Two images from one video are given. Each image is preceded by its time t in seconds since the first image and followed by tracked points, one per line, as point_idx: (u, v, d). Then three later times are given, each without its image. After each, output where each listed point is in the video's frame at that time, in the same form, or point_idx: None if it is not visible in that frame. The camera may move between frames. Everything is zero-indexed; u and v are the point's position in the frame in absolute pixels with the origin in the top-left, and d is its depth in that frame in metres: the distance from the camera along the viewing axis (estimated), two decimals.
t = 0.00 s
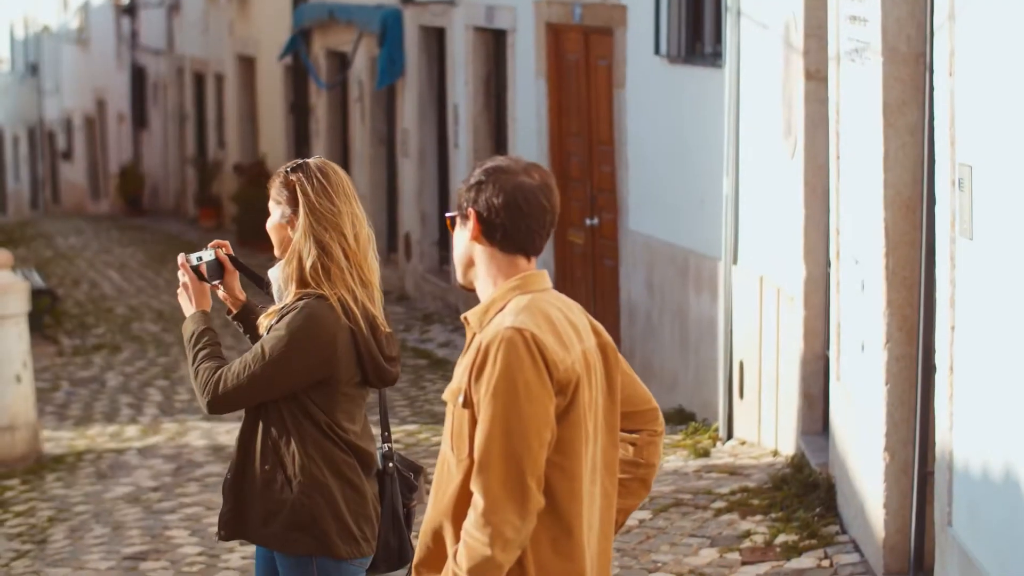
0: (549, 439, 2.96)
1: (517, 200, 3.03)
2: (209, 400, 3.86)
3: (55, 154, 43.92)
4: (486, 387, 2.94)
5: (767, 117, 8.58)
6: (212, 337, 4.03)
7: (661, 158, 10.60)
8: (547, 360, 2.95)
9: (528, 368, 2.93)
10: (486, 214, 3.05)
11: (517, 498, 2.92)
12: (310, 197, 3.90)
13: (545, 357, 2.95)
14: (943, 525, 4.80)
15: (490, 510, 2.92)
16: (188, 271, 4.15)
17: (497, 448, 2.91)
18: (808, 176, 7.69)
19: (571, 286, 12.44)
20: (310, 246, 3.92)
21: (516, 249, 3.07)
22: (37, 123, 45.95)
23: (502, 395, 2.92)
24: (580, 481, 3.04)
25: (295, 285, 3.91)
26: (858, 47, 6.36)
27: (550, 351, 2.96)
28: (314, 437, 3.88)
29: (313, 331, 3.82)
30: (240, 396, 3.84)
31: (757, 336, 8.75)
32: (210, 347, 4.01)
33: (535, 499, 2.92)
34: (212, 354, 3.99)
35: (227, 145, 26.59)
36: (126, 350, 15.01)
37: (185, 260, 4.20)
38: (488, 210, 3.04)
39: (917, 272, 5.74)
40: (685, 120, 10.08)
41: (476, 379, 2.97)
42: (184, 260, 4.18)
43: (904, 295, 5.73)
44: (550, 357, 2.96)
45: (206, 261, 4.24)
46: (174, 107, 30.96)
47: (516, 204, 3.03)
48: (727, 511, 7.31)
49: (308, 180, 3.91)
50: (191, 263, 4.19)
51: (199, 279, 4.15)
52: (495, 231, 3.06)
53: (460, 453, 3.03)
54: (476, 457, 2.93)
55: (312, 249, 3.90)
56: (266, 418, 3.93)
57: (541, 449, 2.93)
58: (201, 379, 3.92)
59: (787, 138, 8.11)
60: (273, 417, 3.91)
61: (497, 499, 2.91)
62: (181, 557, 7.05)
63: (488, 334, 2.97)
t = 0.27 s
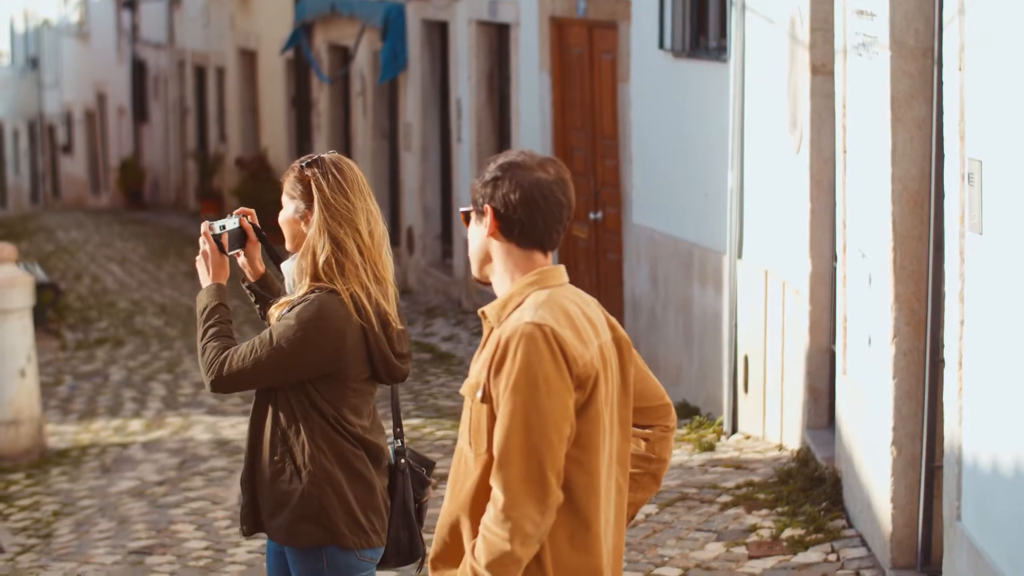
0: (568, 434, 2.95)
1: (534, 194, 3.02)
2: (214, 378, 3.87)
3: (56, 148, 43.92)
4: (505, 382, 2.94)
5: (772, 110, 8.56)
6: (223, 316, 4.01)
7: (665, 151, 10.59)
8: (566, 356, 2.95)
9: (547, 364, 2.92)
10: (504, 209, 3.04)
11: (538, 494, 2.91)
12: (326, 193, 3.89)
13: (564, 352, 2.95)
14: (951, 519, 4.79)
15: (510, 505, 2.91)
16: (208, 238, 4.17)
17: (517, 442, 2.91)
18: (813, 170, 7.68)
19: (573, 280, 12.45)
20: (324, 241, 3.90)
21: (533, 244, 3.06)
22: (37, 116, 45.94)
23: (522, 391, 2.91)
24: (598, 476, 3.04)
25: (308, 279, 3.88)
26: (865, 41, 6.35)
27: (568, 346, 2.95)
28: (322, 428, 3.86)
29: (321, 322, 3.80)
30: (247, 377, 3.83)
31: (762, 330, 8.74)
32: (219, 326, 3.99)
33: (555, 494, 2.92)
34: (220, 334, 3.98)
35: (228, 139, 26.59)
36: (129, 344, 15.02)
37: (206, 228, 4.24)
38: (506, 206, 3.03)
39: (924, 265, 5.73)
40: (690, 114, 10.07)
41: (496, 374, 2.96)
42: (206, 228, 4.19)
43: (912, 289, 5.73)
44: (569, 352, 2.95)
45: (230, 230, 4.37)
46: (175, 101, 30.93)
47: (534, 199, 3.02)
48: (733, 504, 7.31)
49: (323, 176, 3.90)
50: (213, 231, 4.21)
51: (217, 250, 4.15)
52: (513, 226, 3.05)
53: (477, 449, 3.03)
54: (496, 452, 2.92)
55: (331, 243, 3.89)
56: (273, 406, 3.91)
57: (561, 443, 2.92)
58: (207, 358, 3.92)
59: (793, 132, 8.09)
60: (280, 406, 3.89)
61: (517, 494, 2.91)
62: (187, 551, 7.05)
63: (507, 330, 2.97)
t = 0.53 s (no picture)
0: (585, 429, 2.95)
1: (552, 190, 3.01)
2: (219, 359, 3.86)
3: (58, 141, 43.92)
4: (523, 377, 2.94)
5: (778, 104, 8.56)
6: (236, 297, 3.99)
7: (671, 146, 10.58)
8: (583, 351, 2.94)
9: (565, 360, 2.92)
10: (522, 204, 3.03)
11: (555, 489, 2.91)
12: (339, 187, 3.89)
13: (581, 348, 2.94)
14: (961, 513, 4.79)
15: (527, 500, 2.91)
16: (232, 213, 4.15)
17: (534, 438, 2.91)
18: (820, 164, 7.67)
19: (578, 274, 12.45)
20: (336, 236, 3.88)
21: (550, 238, 3.06)
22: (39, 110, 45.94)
23: (540, 386, 2.91)
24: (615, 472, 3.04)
25: (319, 273, 3.86)
26: (874, 36, 6.34)
27: (586, 342, 2.95)
28: (332, 418, 3.85)
29: (330, 316, 3.80)
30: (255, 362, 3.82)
31: (768, 324, 8.74)
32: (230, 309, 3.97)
33: (573, 489, 2.91)
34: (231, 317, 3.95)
35: (231, 133, 26.58)
36: (133, 339, 15.02)
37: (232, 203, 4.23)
38: (523, 200, 3.02)
39: (933, 260, 5.73)
40: (695, 109, 10.06)
41: (513, 368, 2.96)
42: (232, 202, 4.20)
43: (920, 284, 5.72)
44: (586, 348, 2.95)
45: (254, 204, 4.31)
46: (177, 95, 30.92)
47: (552, 194, 3.02)
48: (740, 499, 7.31)
49: (337, 171, 3.89)
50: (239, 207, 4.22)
51: (238, 227, 4.14)
52: (531, 221, 3.04)
53: (494, 444, 3.03)
54: (513, 448, 2.92)
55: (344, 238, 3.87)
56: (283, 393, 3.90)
57: (579, 439, 2.92)
58: (214, 339, 3.89)
59: (799, 127, 8.09)
60: (290, 396, 3.88)
61: (534, 489, 2.90)
62: (194, 546, 7.05)
63: (525, 325, 2.97)
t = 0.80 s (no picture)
0: (602, 422, 2.95)
1: (572, 182, 3.01)
2: (229, 344, 3.88)
3: (59, 134, 43.92)
4: (540, 371, 2.93)
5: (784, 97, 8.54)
6: (251, 279, 3.99)
7: (675, 138, 10.56)
8: (600, 345, 2.94)
9: (583, 354, 2.92)
10: (541, 196, 3.03)
11: (573, 484, 2.91)
12: (353, 183, 3.88)
13: (598, 342, 2.94)
14: (970, 506, 4.79)
15: (544, 493, 2.91)
16: (261, 192, 4.05)
17: (552, 431, 2.90)
18: (827, 157, 7.66)
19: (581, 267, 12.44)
20: (350, 230, 3.87)
21: (568, 231, 3.05)
22: (41, 103, 45.90)
23: (558, 380, 2.91)
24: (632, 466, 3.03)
25: (331, 265, 3.86)
26: (882, 28, 6.33)
27: (603, 336, 2.95)
28: (342, 408, 3.84)
29: (338, 307, 3.80)
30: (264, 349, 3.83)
31: (774, 316, 8.73)
32: (244, 293, 3.97)
33: (590, 484, 2.91)
34: (243, 301, 3.95)
35: (233, 125, 26.57)
36: (137, 332, 15.02)
37: (264, 181, 4.06)
38: (544, 193, 3.02)
39: (941, 253, 5.72)
40: (700, 101, 10.04)
41: (531, 362, 2.96)
42: (264, 180, 4.06)
43: (929, 277, 5.72)
44: (603, 342, 2.95)
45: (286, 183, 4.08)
46: (180, 88, 30.90)
47: (571, 187, 3.01)
48: (747, 491, 7.32)
49: (351, 165, 3.89)
50: (273, 187, 4.06)
51: (265, 207, 4.06)
52: (550, 213, 3.04)
53: (510, 437, 3.03)
54: (531, 442, 2.92)
55: (356, 232, 3.87)
56: (292, 380, 3.89)
57: (596, 432, 2.92)
58: (226, 325, 3.90)
59: (805, 120, 8.07)
60: (300, 385, 3.87)
61: (552, 483, 2.90)
62: (202, 539, 7.06)
63: (543, 318, 2.96)
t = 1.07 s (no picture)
0: (618, 414, 2.95)
1: (590, 175, 3.01)
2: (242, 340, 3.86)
3: (61, 126, 43.92)
4: (556, 362, 2.93)
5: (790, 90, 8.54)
6: (270, 277, 3.96)
7: (680, 131, 10.56)
8: (617, 336, 2.94)
9: (599, 345, 2.91)
10: (559, 189, 3.02)
11: (590, 475, 2.91)
12: (368, 177, 3.87)
13: (615, 333, 2.94)
14: (980, 498, 4.79)
15: (561, 485, 2.90)
16: (284, 189, 4.04)
17: (569, 422, 2.90)
18: (834, 150, 7.66)
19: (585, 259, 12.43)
20: (365, 223, 3.86)
21: (586, 224, 3.05)
22: (41, 96, 45.85)
23: (574, 371, 2.90)
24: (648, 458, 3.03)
25: (343, 257, 3.85)
26: (890, 21, 6.32)
27: (619, 328, 2.95)
28: (353, 402, 3.83)
29: (350, 300, 3.78)
30: (278, 345, 3.82)
31: (780, 308, 8.73)
32: (262, 289, 3.95)
33: (606, 475, 2.91)
34: (261, 297, 3.94)
35: (235, 118, 26.56)
36: (141, 324, 15.02)
37: (288, 179, 4.07)
38: (562, 187, 3.01)
39: (950, 246, 5.72)
40: (706, 93, 10.03)
41: (547, 353, 2.96)
42: (287, 177, 4.05)
43: (937, 270, 5.72)
44: (620, 333, 2.94)
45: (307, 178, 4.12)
46: (182, 80, 30.90)
47: (589, 179, 3.01)
48: (754, 484, 7.32)
49: (365, 159, 3.89)
50: (297, 185, 4.06)
51: (287, 204, 4.06)
52: (568, 206, 3.03)
53: (526, 429, 3.03)
54: (548, 433, 2.91)
55: (370, 225, 3.86)
56: (304, 374, 3.87)
57: (613, 424, 2.92)
58: (241, 322, 3.88)
59: (812, 113, 8.07)
60: (312, 378, 3.86)
61: (568, 474, 2.90)
62: (209, 532, 7.06)
63: (559, 310, 2.96)
